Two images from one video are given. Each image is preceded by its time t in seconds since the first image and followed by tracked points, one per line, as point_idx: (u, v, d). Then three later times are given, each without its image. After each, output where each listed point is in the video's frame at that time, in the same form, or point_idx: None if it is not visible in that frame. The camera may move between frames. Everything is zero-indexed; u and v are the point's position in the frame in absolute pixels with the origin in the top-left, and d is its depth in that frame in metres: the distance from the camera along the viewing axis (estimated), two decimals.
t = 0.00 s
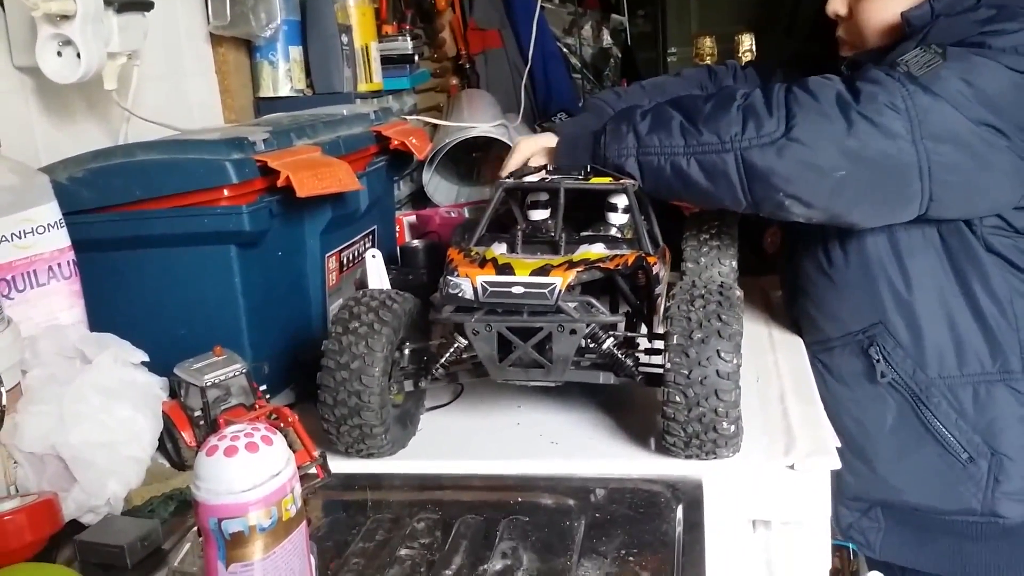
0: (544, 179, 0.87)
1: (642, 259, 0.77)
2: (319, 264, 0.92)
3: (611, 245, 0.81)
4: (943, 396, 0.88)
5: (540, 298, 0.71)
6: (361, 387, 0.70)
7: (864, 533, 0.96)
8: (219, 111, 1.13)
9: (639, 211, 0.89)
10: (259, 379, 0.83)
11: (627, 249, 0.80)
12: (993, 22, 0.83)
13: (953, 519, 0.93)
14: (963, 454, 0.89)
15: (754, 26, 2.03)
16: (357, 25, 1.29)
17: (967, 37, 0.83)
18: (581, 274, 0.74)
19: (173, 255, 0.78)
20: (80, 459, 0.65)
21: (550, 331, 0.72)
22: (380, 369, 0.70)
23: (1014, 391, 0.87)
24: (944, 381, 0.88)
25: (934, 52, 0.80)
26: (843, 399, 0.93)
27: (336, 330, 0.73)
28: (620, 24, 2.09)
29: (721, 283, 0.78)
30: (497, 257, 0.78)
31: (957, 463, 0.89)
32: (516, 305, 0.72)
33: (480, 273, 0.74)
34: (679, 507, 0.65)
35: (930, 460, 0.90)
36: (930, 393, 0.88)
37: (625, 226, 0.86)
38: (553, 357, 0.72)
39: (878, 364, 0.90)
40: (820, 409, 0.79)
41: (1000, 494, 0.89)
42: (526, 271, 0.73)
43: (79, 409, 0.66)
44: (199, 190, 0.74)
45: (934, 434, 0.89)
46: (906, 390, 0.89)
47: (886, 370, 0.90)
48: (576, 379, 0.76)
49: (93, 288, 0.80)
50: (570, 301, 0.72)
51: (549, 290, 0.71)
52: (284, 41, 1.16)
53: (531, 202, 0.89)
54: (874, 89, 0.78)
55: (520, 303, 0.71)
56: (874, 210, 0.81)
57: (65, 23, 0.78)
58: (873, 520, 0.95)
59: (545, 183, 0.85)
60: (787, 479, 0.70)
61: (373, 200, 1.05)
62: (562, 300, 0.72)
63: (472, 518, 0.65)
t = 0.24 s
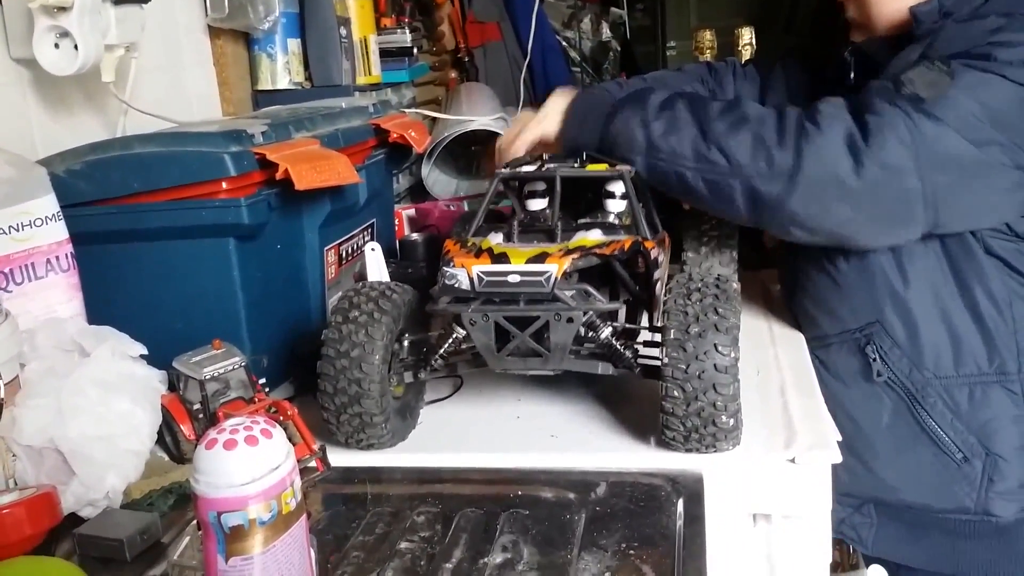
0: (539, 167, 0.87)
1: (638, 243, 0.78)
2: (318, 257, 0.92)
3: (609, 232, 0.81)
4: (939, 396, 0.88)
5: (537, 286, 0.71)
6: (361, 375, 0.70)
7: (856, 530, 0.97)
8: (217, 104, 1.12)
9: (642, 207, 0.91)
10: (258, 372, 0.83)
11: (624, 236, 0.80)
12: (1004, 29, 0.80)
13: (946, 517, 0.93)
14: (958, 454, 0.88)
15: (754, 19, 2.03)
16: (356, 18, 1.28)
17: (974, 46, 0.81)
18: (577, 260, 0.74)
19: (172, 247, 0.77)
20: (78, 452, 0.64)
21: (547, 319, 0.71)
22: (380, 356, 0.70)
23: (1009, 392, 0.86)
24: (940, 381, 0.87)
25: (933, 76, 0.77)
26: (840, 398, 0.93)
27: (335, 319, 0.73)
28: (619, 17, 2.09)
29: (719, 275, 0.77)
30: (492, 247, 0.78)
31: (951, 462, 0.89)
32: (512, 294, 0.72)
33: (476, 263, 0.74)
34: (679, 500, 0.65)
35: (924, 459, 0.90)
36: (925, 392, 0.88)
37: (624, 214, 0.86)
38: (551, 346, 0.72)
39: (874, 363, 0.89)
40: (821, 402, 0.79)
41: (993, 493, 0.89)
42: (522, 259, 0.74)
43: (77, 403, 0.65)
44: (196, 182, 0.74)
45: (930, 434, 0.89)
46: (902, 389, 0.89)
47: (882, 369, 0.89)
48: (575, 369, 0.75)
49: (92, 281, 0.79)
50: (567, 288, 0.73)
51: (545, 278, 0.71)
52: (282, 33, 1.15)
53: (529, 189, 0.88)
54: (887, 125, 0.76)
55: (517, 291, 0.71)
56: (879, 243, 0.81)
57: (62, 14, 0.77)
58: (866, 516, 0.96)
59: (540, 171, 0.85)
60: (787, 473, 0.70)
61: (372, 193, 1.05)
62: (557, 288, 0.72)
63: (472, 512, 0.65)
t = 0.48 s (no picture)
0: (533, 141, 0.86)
1: (635, 229, 0.78)
2: (317, 248, 0.91)
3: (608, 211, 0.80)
4: (953, 387, 0.84)
5: (533, 290, 0.71)
6: (360, 365, 0.70)
7: (863, 521, 0.96)
8: (216, 94, 1.12)
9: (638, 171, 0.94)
10: (257, 364, 0.82)
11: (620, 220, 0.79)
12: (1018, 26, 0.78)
13: (959, 509, 0.91)
14: (971, 445, 0.85)
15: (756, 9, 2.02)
16: (356, 8, 1.28)
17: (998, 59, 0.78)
18: (573, 259, 0.73)
19: (170, 238, 0.77)
20: (77, 444, 0.64)
21: (545, 321, 0.71)
22: (379, 346, 0.70)
23: None
24: (955, 371, 0.83)
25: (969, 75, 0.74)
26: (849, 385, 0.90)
27: (335, 309, 0.73)
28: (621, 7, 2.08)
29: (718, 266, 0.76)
30: (487, 242, 0.77)
31: (964, 453, 0.86)
32: (509, 298, 0.71)
33: (470, 266, 0.73)
34: (680, 492, 0.65)
35: (936, 450, 0.87)
36: (940, 383, 0.84)
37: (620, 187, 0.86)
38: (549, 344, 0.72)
39: (890, 350, 0.87)
40: (822, 393, 0.79)
41: (1006, 486, 0.85)
42: (517, 261, 0.72)
43: (75, 395, 0.65)
44: (196, 172, 0.73)
45: (943, 426, 0.86)
46: (916, 379, 0.86)
47: (898, 358, 0.86)
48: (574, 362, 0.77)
49: (90, 272, 0.79)
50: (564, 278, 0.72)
51: (541, 281, 0.71)
52: (282, 23, 1.15)
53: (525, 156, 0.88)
54: (962, 173, 0.67)
55: (513, 296, 0.71)
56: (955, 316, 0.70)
57: (59, 4, 0.76)
58: (873, 507, 0.95)
59: (534, 145, 0.84)
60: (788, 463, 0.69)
61: (372, 183, 1.04)
62: (553, 289, 0.71)
63: (472, 503, 0.65)
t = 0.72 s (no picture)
0: (533, 137, 0.86)
1: (636, 227, 0.77)
2: (320, 246, 0.91)
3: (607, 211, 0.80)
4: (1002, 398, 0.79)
5: (531, 292, 0.70)
6: (358, 368, 0.70)
7: (890, 536, 0.89)
8: (218, 93, 1.12)
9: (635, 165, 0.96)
10: (259, 361, 0.82)
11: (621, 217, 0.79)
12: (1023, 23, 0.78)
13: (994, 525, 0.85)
14: (1016, 459, 0.80)
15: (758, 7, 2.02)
16: (358, 6, 1.28)
17: None
18: (571, 259, 0.73)
19: (171, 235, 0.77)
20: (78, 442, 0.64)
21: (544, 321, 0.71)
22: (378, 349, 0.70)
23: None
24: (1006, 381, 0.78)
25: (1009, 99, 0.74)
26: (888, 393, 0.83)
27: (332, 311, 0.73)
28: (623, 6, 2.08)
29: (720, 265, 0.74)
30: (485, 242, 0.76)
31: (1009, 468, 0.80)
32: (507, 300, 0.71)
33: (468, 266, 0.73)
34: (682, 489, 0.65)
35: (979, 463, 0.81)
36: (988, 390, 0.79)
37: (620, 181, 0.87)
38: (549, 345, 0.72)
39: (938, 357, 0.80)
40: (825, 390, 0.79)
41: None
42: (516, 261, 0.72)
43: (76, 393, 0.65)
44: (197, 170, 0.73)
45: (989, 437, 0.80)
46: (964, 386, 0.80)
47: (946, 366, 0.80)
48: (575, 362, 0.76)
49: (92, 270, 0.79)
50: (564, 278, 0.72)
51: (539, 282, 0.70)
52: (284, 21, 1.15)
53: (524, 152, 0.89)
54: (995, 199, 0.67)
55: (511, 297, 0.71)
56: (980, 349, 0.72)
57: (60, 2, 0.76)
58: (901, 521, 0.88)
59: (535, 142, 0.83)
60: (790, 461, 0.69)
61: (374, 181, 1.04)
62: (551, 289, 0.71)
63: (474, 501, 0.65)
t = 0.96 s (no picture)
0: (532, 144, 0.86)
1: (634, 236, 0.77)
2: (325, 249, 0.91)
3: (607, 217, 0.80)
4: None
5: (529, 304, 0.71)
6: (355, 399, 0.70)
7: (908, 565, 0.91)
8: (223, 96, 1.12)
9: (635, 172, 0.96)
10: (265, 366, 0.82)
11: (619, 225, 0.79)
12: None
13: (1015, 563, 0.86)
14: None
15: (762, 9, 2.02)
16: (362, 9, 1.28)
17: None
18: (569, 271, 0.73)
19: (177, 240, 0.77)
20: (85, 446, 0.64)
21: (542, 334, 0.71)
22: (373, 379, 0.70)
23: None
24: None
25: None
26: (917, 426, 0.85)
27: (323, 338, 0.72)
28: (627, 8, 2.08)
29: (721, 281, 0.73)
30: (483, 255, 0.76)
31: None
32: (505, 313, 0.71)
33: (465, 280, 0.73)
34: (688, 495, 0.65)
35: (1001, 506, 0.82)
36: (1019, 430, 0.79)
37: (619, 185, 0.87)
38: (548, 358, 0.71)
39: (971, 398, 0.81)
40: (832, 394, 0.79)
41: None
42: (512, 274, 0.72)
43: (84, 398, 0.65)
44: (203, 175, 0.73)
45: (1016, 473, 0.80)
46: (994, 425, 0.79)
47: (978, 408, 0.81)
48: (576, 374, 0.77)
49: (98, 275, 0.79)
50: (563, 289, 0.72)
51: (537, 295, 0.71)
52: (289, 25, 1.15)
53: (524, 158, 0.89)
54: None
55: (509, 310, 0.71)
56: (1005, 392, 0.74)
57: (67, 6, 0.77)
58: (921, 552, 0.90)
59: (533, 149, 0.84)
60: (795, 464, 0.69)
61: (378, 185, 1.05)
62: (550, 302, 0.71)
63: (480, 506, 0.65)
